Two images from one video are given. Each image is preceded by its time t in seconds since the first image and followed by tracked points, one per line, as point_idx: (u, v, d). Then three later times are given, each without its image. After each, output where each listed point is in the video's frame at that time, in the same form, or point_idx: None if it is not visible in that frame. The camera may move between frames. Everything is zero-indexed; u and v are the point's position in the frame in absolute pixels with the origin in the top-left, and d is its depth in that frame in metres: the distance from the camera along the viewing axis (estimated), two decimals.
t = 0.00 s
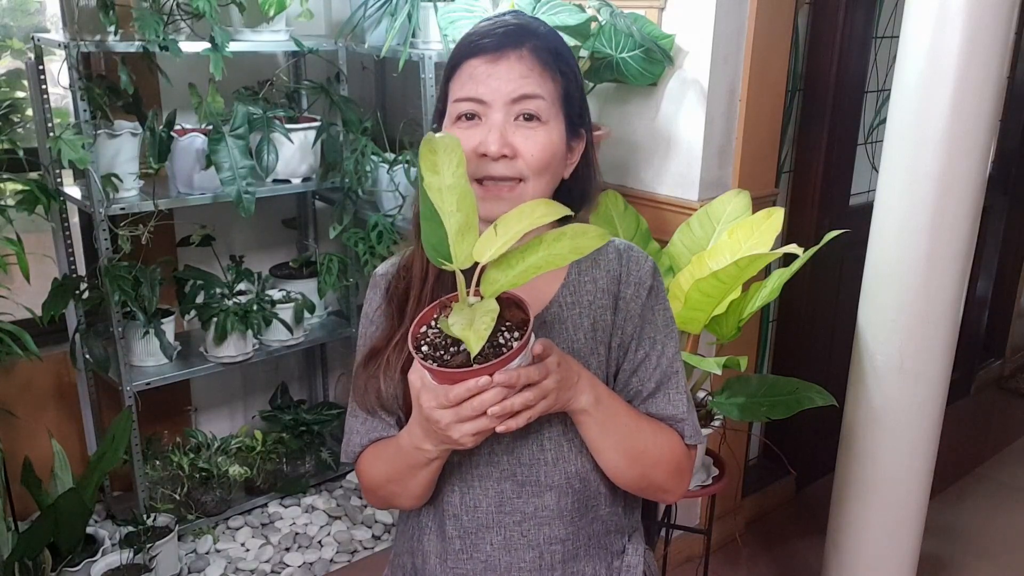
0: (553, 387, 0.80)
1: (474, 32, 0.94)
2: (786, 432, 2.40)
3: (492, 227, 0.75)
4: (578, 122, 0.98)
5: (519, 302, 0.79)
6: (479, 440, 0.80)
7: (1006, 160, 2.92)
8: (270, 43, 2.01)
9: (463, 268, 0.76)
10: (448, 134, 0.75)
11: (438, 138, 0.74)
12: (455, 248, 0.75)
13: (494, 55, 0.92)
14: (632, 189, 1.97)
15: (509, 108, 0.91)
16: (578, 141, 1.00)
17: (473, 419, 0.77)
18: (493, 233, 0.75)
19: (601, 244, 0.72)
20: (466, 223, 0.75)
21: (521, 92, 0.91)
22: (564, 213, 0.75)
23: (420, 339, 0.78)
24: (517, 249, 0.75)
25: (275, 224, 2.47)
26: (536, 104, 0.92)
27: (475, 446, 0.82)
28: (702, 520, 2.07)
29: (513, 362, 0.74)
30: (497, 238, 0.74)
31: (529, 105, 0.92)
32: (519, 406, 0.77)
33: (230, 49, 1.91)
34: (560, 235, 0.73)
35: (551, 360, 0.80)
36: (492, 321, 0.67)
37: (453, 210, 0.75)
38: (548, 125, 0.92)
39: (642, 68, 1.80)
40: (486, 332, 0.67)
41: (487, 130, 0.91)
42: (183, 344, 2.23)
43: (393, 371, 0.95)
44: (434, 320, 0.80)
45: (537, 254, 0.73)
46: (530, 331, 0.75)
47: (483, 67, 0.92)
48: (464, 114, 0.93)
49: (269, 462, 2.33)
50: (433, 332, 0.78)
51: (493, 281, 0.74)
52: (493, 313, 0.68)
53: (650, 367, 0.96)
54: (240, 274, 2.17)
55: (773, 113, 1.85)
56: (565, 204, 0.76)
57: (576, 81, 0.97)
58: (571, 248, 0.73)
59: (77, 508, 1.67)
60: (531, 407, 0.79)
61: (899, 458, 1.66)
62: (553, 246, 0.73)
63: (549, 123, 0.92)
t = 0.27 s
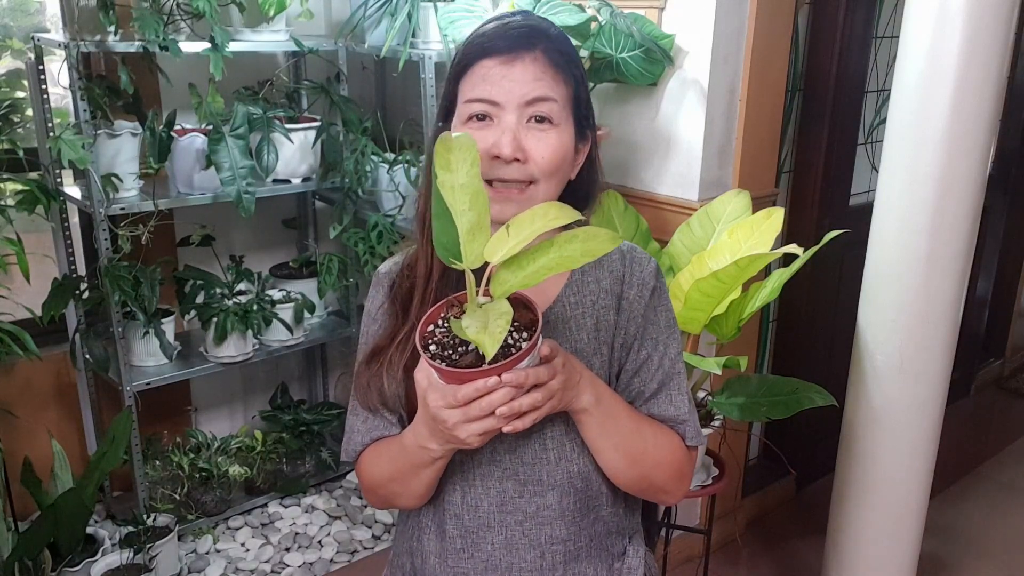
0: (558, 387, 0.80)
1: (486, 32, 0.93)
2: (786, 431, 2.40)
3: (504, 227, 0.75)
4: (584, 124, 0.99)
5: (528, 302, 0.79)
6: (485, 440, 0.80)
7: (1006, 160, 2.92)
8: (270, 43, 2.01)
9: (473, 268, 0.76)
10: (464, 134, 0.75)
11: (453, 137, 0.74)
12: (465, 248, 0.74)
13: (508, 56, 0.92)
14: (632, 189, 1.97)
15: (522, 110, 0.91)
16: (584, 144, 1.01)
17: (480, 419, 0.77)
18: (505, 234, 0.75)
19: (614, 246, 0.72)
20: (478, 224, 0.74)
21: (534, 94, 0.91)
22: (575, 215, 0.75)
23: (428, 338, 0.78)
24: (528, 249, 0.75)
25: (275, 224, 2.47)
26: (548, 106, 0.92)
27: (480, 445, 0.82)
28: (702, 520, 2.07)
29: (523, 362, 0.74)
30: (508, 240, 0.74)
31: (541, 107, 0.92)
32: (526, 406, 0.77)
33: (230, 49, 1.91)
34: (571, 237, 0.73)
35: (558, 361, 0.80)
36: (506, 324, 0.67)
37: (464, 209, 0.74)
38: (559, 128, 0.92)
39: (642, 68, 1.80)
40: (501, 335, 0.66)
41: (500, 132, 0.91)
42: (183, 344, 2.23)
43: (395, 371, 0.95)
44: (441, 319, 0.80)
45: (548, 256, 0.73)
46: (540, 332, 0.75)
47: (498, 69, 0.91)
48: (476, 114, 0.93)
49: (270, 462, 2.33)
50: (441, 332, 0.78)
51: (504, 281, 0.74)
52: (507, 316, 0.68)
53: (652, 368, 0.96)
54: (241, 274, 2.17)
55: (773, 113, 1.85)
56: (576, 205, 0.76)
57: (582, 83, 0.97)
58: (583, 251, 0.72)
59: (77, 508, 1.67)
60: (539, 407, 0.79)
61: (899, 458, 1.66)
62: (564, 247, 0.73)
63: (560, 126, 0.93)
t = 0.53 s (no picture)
0: (560, 384, 0.80)
1: (498, 34, 0.92)
2: (786, 431, 2.40)
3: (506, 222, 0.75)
4: (589, 125, 1.00)
5: (531, 297, 0.79)
6: (487, 434, 0.80)
7: (1006, 160, 2.92)
8: (270, 43, 2.01)
9: (478, 263, 0.76)
10: (463, 131, 0.74)
11: (454, 134, 0.73)
12: (470, 243, 0.74)
13: (521, 59, 0.91)
14: (632, 189, 1.97)
15: (534, 113, 0.91)
16: (588, 144, 1.02)
17: (483, 413, 0.77)
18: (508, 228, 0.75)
19: (617, 239, 0.73)
20: (482, 219, 0.74)
21: (547, 98, 0.91)
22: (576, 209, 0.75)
23: (432, 332, 0.77)
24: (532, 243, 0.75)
25: (275, 224, 2.47)
26: (559, 110, 0.93)
27: (483, 440, 0.82)
28: (702, 520, 2.07)
29: (526, 357, 0.74)
30: (511, 235, 0.74)
31: (552, 111, 0.92)
32: (529, 401, 0.77)
33: (230, 49, 1.91)
34: (575, 230, 0.73)
35: (560, 357, 0.80)
36: (513, 311, 0.67)
37: (468, 205, 0.74)
38: (570, 131, 0.93)
39: (642, 68, 1.80)
40: (506, 322, 0.66)
41: (512, 134, 0.91)
42: (183, 344, 2.23)
43: (397, 369, 0.95)
44: (446, 314, 0.80)
45: (553, 250, 0.73)
46: (543, 327, 0.75)
47: (511, 72, 0.91)
48: (487, 116, 0.92)
49: (269, 462, 2.33)
50: (445, 326, 0.78)
51: (508, 275, 0.74)
52: (513, 304, 0.68)
53: (653, 367, 0.96)
54: (241, 274, 2.17)
55: (773, 112, 1.85)
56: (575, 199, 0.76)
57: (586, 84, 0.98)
58: (587, 243, 0.72)
59: (77, 508, 1.67)
60: (541, 403, 0.79)
61: (899, 458, 1.66)
62: (569, 241, 0.73)
63: (570, 129, 0.93)
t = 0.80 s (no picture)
0: (561, 382, 0.80)
1: (499, 34, 0.92)
2: (786, 431, 2.40)
3: (508, 219, 0.75)
4: (589, 125, 1.00)
5: (532, 295, 0.79)
6: (487, 432, 0.80)
7: (1006, 160, 2.92)
8: (269, 43, 2.01)
9: (478, 260, 0.76)
10: (464, 130, 0.74)
11: (454, 134, 0.73)
12: (470, 240, 0.74)
13: (522, 59, 0.91)
14: (632, 189, 1.97)
15: (534, 113, 0.92)
16: (589, 144, 1.02)
17: (482, 410, 0.77)
18: (510, 225, 0.75)
19: (616, 237, 0.73)
20: (483, 216, 0.74)
21: (548, 98, 0.91)
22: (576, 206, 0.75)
23: (432, 329, 0.78)
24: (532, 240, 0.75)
25: (275, 224, 2.47)
26: (559, 110, 0.93)
27: (483, 437, 0.82)
28: (702, 520, 2.07)
29: (526, 353, 0.74)
30: (511, 232, 0.74)
31: (553, 111, 0.92)
32: (528, 399, 0.77)
33: (230, 49, 1.91)
34: (575, 228, 0.73)
35: (560, 356, 0.80)
36: (509, 308, 0.67)
37: (468, 202, 0.74)
38: (571, 131, 0.93)
39: (642, 68, 1.80)
40: (503, 318, 0.66)
41: (513, 134, 0.91)
42: (183, 344, 2.23)
43: (397, 368, 0.95)
44: (447, 311, 0.80)
45: (552, 248, 0.73)
46: (543, 324, 0.75)
47: (511, 72, 0.91)
48: (487, 116, 0.93)
49: (270, 462, 2.33)
50: (446, 323, 0.78)
51: (508, 273, 0.74)
52: (509, 301, 0.68)
53: (654, 366, 0.96)
54: (241, 274, 2.17)
55: (773, 112, 1.85)
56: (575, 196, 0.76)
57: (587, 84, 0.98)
58: (587, 241, 0.72)
59: (77, 508, 1.67)
60: (542, 400, 0.79)
61: (899, 458, 1.66)
62: (569, 238, 0.73)
63: (571, 129, 0.93)
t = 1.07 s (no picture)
0: (561, 381, 0.80)
1: (496, 33, 0.92)
2: (786, 431, 2.41)
3: (510, 221, 0.75)
4: (588, 123, 1.00)
5: (532, 296, 0.79)
6: (486, 432, 0.80)
7: (1005, 160, 2.92)
8: (269, 43, 2.01)
9: (479, 261, 0.75)
10: (472, 129, 0.74)
11: (461, 132, 0.73)
12: (472, 241, 0.74)
13: (519, 58, 0.91)
14: (632, 188, 1.97)
15: (532, 111, 0.92)
16: (588, 142, 1.02)
17: (482, 410, 0.77)
18: (511, 227, 0.75)
19: (617, 241, 0.72)
20: (485, 217, 0.74)
21: (546, 96, 0.91)
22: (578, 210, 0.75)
23: (432, 330, 0.78)
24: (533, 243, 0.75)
25: (275, 224, 2.47)
26: (557, 108, 0.92)
27: (482, 437, 0.82)
28: (702, 520, 2.07)
29: (525, 354, 0.74)
30: (513, 234, 0.74)
31: (551, 109, 0.92)
32: (527, 399, 0.77)
33: (230, 49, 1.91)
34: (576, 231, 0.73)
35: (559, 355, 0.80)
36: (506, 312, 0.67)
37: (471, 203, 0.74)
38: (569, 129, 0.93)
39: (642, 68, 1.80)
40: (500, 322, 0.66)
41: (511, 132, 0.91)
42: (183, 344, 2.23)
43: (398, 366, 0.95)
44: (446, 312, 0.80)
45: (553, 249, 0.73)
46: (542, 325, 0.75)
47: (509, 71, 0.91)
48: (486, 114, 0.93)
49: (269, 462, 2.33)
50: (446, 323, 0.78)
51: (508, 275, 0.73)
52: (507, 304, 0.68)
53: (654, 364, 0.96)
54: (241, 274, 2.17)
55: (772, 112, 1.85)
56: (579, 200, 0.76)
57: (586, 82, 0.97)
58: (587, 244, 0.72)
59: (77, 508, 1.67)
60: (541, 400, 0.79)
61: (899, 458, 1.66)
62: (569, 241, 0.73)
63: (570, 127, 0.93)
